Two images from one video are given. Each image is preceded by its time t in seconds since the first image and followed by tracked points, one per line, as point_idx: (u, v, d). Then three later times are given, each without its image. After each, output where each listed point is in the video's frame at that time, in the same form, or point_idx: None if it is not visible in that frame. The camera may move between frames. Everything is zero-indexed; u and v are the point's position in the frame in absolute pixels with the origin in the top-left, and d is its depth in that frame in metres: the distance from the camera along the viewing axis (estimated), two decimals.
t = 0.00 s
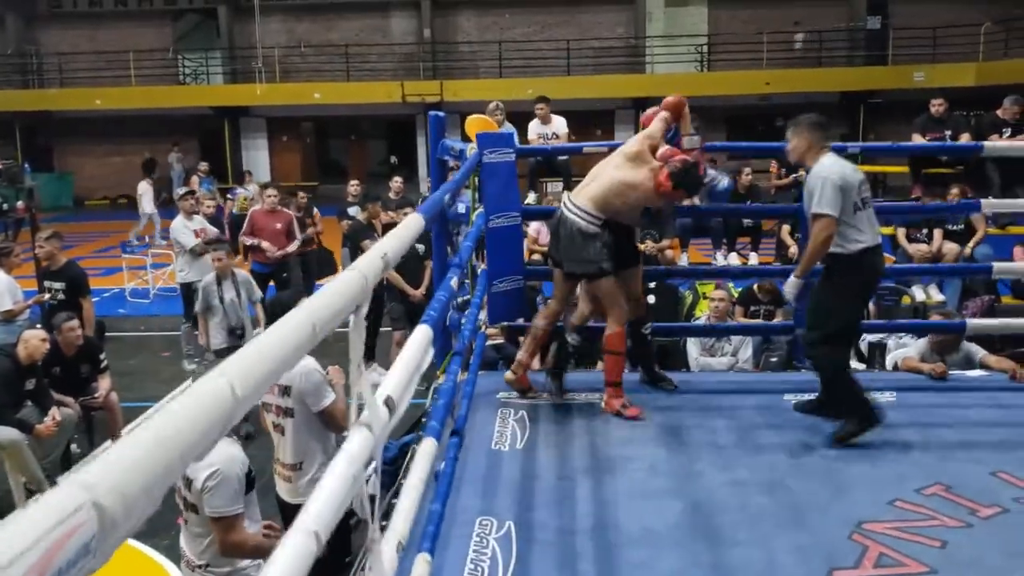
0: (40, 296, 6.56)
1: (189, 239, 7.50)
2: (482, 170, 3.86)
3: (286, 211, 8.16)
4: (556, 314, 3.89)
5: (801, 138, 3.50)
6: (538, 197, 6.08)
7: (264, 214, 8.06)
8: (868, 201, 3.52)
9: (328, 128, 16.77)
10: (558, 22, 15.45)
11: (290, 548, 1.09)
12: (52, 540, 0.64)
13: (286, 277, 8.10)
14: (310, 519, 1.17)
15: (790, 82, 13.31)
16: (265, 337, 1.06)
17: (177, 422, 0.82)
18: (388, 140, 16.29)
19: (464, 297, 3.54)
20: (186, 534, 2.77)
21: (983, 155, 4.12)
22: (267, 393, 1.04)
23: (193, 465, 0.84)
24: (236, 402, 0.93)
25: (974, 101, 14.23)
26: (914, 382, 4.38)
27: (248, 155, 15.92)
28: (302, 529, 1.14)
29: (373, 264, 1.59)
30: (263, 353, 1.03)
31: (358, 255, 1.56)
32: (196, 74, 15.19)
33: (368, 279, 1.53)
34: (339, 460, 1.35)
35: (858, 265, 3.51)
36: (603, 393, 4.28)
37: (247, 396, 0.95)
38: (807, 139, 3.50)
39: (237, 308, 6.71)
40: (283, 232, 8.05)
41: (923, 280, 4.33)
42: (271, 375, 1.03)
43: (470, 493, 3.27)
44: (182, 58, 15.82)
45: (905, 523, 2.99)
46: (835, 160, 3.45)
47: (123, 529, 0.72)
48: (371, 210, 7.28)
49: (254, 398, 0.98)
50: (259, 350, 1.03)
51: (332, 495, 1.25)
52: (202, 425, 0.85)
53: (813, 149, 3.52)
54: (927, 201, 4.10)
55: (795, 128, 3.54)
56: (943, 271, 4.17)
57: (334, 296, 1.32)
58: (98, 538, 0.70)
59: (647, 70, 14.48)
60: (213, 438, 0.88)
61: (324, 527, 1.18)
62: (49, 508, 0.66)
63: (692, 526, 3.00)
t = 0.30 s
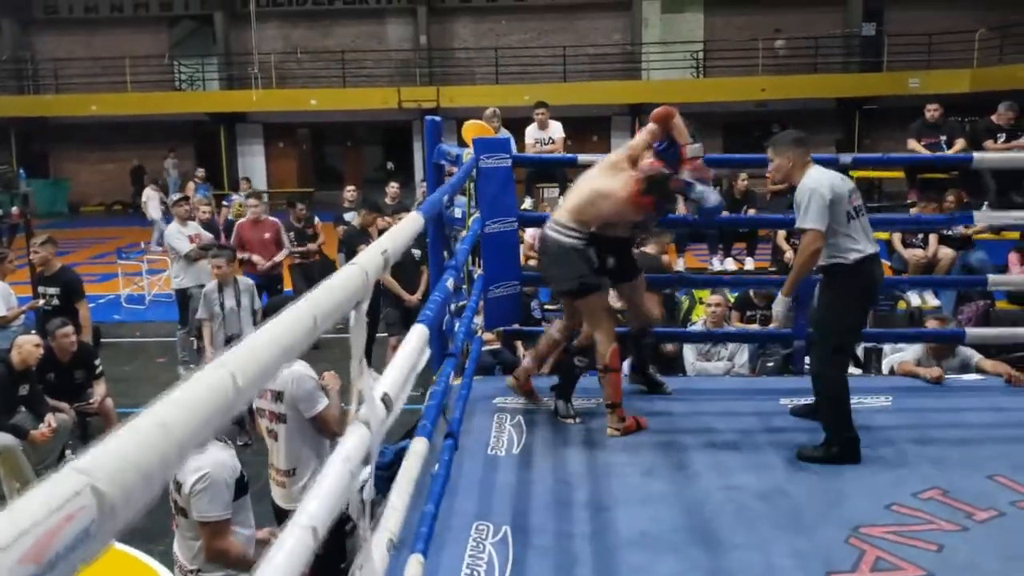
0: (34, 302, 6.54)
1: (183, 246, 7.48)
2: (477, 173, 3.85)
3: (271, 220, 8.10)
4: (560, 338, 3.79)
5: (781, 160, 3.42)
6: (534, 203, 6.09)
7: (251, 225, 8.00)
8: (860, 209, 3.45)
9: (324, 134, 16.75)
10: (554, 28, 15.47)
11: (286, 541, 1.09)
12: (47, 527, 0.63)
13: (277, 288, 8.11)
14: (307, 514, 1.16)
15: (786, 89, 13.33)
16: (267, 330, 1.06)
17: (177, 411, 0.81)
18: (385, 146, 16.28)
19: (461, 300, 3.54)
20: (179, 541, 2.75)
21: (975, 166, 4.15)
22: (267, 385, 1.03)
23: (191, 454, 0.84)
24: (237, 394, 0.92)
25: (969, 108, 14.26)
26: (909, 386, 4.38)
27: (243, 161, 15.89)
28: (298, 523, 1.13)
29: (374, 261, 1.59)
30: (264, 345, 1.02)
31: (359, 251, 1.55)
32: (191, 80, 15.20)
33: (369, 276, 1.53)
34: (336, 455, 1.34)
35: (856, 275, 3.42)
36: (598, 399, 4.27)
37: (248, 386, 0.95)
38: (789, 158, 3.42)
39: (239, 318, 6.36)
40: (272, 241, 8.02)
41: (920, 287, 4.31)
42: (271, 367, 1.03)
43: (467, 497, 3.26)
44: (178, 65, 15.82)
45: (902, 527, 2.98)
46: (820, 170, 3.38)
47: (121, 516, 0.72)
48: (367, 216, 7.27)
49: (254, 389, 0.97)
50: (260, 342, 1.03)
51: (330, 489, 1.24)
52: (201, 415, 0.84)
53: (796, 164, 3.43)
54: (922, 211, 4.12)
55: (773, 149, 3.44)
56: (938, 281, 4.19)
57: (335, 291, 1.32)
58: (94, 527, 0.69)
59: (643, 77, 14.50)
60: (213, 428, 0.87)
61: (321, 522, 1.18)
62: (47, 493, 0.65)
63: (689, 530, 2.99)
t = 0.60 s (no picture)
0: (31, 303, 6.53)
1: (177, 246, 7.48)
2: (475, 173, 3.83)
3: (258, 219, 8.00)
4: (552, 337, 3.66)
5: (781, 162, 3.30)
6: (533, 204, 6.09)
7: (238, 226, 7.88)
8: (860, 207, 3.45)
9: (321, 136, 16.75)
10: (552, 30, 15.50)
11: (285, 536, 1.08)
12: (46, 517, 0.63)
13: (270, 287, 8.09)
14: (306, 510, 1.15)
15: (783, 90, 13.35)
16: (266, 322, 1.05)
17: (175, 402, 0.81)
18: (382, 148, 16.28)
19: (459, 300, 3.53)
20: (177, 542, 2.75)
21: (974, 167, 4.14)
22: (265, 379, 1.02)
23: (191, 447, 0.83)
24: (236, 386, 0.91)
25: (966, 109, 14.27)
26: (909, 387, 4.38)
27: (240, 162, 15.89)
28: (297, 519, 1.13)
29: (373, 254, 1.58)
30: (262, 336, 1.01)
31: (357, 245, 1.54)
32: (189, 82, 15.23)
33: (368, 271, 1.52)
34: (336, 451, 1.34)
35: (864, 277, 3.40)
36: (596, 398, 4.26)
37: (247, 377, 0.94)
38: (788, 159, 3.32)
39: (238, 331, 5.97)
40: (261, 242, 7.94)
41: (918, 288, 4.31)
42: (270, 362, 1.02)
43: (466, 497, 3.25)
44: (175, 66, 15.84)
45: (902, 527, 2.98)
46: (824, 172, 3.31)
47: (120, 508, 0.71)
48: (365, 217, 7.28)
49: (254, 381, 0.97)
50: (259, 335, 1.02)
51: (329, 484, 1.23)
52: (202, 406, 0.84)
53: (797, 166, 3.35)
54: (923, 216, 4.11)
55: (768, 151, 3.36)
56: (939, 285, 4.18)
57: (334, 285, 1.31)
58: (94, 518, 0.68)
59: (640, 78, 14.52)
60: (212, 420, 0.86)
61: (319, 518, 1.17)
62: (46, 484, 0.64)
63: (688, 530, 2.98)
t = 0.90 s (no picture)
0: (26, 302, 6.49)
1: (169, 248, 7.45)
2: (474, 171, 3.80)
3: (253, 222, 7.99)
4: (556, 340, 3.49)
5: (785, 162, 3.10)
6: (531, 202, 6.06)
7: (233, 228, 7.86)
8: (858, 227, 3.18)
9: (319, 136, 16.74)
10: (550, 30, 15.49)
11: (280, 536, 1.05)
12: (25, 510, 0.60)
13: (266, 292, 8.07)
14: (301, 510, 1.12)
15: (781, 89, 13.33)
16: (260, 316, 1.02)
17: (164, 394, 0.78)
18: (380, 148, 16.26)
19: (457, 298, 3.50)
20: (172, 541, 2.72)
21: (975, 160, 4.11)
22: (259, 375, 0.99)
23: (179, 442, 0.80)
24: (229, 380, 0.88)
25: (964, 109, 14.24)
26: (910, 385, 4.35)
27: (238, 162, 15.87)
28: (292, 519, 1.09)
29: (369, 251, 1.55)
30: (257, 330, 0.99)
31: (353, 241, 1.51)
32: (186, 82, 15.22)
33: (364, 269, 1.49)
34: (332, 450, 1.31)
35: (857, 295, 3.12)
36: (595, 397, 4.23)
37: (240, 371, 0.91)
38: (793, 160, 3.11)
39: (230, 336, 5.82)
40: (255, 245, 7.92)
41: (918, 283, 4.27)
42: (264, 357, 0.99)
43: (463, 496, 3.22)
44: (172, 66, 15.83)
45: (904, 525, 2.95)
46: (827, 184, 3.06)
47: (102, 506, 0.68)
48: (362, 215, 7.25)
49: (247, 377, 0.94)
50: (252, 329, 0.99)
51: (325, 484, 1.20)
52: (191, 400, 0.81)
53: (799, 174, 3.12)
54: (922, 207, 4.07)
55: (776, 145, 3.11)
56: (938, 278, 4.14)
57: (331, 279, 1.28)
58: (75, 515, 0.65)
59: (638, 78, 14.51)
60: (202, 417, 0.83)
61: (315, 518, 1.14)
62: (25, 477, 0.61)
63: (689, 529, 2.95)
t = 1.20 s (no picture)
0: (23, 304, 6.49)
1: (161, 251, 7.45)
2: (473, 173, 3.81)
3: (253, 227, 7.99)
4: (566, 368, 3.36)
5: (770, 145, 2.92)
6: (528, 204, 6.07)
7: (232, 232, 7.86)
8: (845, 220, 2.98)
9: (315, 137, 16.75)
10: (546, 32, 15.51)
11: (283, 541, 1.06)
12: (32, 515, 0.60)
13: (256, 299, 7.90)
14: (304, 514, 1.13)
15: (777, 91, 13.36)
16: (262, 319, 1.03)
17: (168, 399, 0.79)
18: (377, 150, 16.28)
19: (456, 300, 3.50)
20: (174, 543, 2.73)
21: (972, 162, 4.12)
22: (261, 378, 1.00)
23: (184, 446, 0.81)
24: (231, 384, 0.89)
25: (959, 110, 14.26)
26: (908, 386, 4.37)
27: (234, 164, 15.87)
28: (294, 523, 1.10)
29: (369, 255, 1.56)
30: (258, 334, 0.99)
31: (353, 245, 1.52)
32: (183, 84, 15.22)
33: (366, 272, 1.50)
34: (335, 454, 1.32)
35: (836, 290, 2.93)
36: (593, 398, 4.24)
37: (243, 376, 0.92)
38: (779, 143, 2.93)
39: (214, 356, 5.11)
40: (253, 249, 7.88)
41: (915, 285, 4.28)
42: (267, 360, 1.00)
43: (463, 499, 3.23)
44: (168, 68, 15.83)
45: (903, 526, 2.96)
46: (812, 166, 2.87)
47: (110, 509, 0.69)
48: (359, 217, 7.25)
49: (249, 380, 0.95)
50: (254, 333, 1.00)
51: (328, 487, 1.21)
52: (195, 405, 0.82)
53: (786, 154, 2.93)
54: (919, 209, 4.08)
55: (767, 126, 2.94)
56: (935, 279, 4.15)
57: (332, 283, 1.29)
58: (82, 520, 0.66)
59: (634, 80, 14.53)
60: (205, 422, 0.84)
61: (319, 522, 1.15)
62: (30, 482, 0.62)
63: (688, 531, 2.96)
